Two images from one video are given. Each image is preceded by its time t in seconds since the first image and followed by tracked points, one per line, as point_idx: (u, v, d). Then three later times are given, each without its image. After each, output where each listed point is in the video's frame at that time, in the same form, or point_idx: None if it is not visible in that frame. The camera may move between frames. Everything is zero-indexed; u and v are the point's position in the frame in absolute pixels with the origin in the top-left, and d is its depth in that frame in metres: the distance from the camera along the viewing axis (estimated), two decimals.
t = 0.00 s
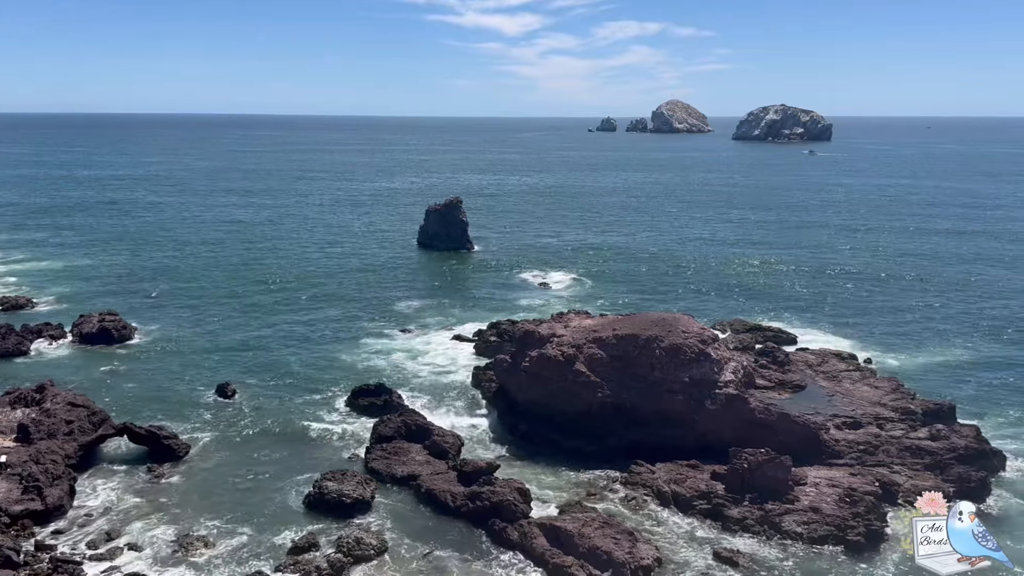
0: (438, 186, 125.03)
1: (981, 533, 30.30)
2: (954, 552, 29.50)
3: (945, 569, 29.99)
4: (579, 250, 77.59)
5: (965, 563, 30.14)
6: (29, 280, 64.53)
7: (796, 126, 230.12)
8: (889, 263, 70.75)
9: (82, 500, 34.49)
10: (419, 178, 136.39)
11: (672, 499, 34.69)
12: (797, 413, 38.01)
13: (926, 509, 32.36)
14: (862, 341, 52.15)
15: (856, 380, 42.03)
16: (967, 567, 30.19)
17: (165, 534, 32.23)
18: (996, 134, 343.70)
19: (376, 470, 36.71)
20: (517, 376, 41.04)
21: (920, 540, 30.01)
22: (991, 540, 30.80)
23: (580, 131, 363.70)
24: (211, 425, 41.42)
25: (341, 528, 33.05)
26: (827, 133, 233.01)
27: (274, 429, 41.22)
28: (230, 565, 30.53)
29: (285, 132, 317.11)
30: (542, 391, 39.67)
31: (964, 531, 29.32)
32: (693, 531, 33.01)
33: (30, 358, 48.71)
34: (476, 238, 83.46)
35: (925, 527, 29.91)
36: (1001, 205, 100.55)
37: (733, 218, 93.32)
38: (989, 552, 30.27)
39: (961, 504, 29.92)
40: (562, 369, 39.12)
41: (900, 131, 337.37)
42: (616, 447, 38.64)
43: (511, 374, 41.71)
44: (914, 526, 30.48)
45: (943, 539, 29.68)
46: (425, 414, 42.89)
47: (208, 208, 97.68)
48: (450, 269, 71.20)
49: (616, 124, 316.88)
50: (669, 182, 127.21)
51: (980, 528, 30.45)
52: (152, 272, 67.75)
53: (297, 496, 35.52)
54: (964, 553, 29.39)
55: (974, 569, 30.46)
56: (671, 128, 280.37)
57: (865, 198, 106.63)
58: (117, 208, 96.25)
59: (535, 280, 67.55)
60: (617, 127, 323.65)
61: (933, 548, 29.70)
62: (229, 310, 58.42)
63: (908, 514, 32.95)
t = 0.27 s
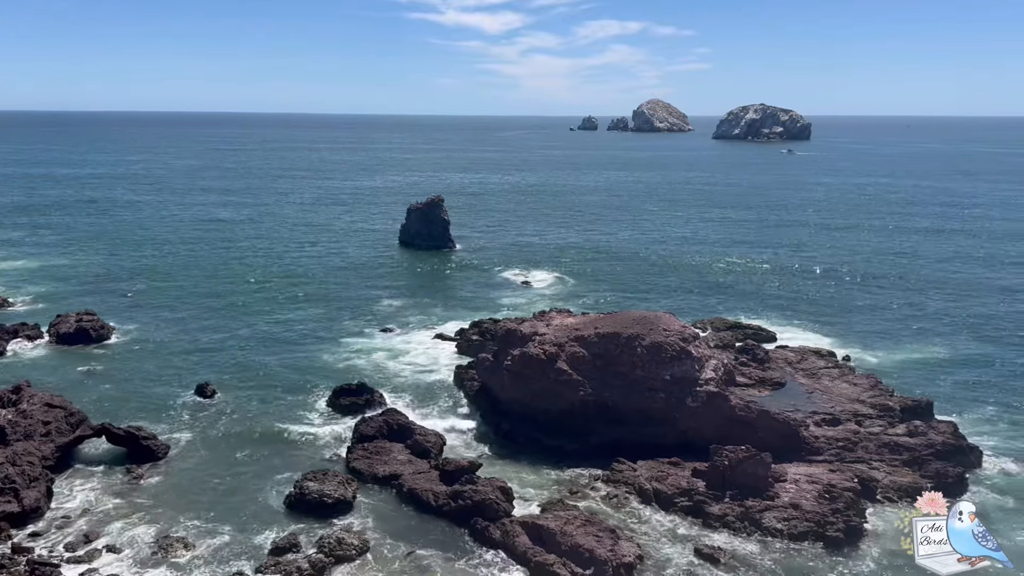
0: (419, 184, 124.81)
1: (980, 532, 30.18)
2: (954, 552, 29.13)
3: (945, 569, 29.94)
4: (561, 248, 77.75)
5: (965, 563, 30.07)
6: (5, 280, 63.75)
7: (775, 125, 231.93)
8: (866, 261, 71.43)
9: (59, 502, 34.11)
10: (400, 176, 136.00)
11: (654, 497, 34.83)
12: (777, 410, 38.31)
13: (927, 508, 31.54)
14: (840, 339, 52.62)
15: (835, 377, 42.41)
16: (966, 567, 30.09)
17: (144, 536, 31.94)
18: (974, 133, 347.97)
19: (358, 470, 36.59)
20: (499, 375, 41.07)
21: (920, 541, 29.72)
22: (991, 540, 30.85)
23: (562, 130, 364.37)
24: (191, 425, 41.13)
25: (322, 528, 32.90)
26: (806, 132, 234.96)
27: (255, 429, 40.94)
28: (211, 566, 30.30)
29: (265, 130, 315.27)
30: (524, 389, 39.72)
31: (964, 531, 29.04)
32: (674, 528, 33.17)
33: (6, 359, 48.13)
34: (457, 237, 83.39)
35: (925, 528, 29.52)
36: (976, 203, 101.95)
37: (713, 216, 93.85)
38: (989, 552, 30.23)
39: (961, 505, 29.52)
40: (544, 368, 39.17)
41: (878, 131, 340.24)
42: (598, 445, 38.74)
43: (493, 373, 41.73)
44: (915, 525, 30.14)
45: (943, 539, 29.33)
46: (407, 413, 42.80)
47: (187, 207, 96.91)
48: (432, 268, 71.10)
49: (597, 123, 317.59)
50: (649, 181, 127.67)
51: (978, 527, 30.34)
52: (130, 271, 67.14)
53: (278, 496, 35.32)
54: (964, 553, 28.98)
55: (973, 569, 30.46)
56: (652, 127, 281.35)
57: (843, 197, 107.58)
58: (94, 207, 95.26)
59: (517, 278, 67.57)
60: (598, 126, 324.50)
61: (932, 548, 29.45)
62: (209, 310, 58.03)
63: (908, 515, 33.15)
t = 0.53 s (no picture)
0: (400, 183, 124.39)
1: (980, 532, 30.90)
2: (954, 552, 30.03)
3: (945, 569, 30.56)
4: (543, 247, 77.83)
5: (965, 563, 30.62)
6: None
7: (755, 123, 233.52)
8: (844, 259, 72.07)
9: (36, 504, 33.69)
10: (381, 175, 135.50)
11: (635, 494, 34.98)
12: (757, 407, 38.60)
13: (926, 508, 31.78)
14: (819, 336, 53.07)
15: (814, 374, 42.79)
16: (966, 567, 30.66)
17: (123, 537, 31.63)
18: (951, 132, 352.17)
19: (339, 470, 36.44)
20: (481, 374, 41.06)
21: (920, 540, 30.48)
22: (991, 539, 31.26)
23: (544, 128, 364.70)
24: (170, 426, 40.78)
25: (303, 529, 32.73)
26: (785, 131, 236.74)
27: (235, 430, 40.63)
28: (190, 568, 30.05)
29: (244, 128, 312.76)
30: (505, 388, 39.74)
31: (965, 531, 29.89)
32: (656, 525, 33.33)
33: None
34: (438, 236, 83.21)
35: (926, 527, 30.19)
36: (952, 202, 103.25)
37: (694, 215, 94.29)
38: (989, 552, 30.82)
39: (961, 504, 30.40)
40: (526, 366, 39.22)
41: (857, 130, 343.16)
42: (579, 443, 38.85)
43: (474, 372, 41.71)
44: (915, 526, 30.85)
45: (943, 539, 30.09)
46: (388, 413, 42.68)
47: (165, 206, 96.00)
48: (413, 267, 70.91)
49: (578, 122, 318.00)
50: (630, 180, 128.07)
51: (979, 528, 31.09)
52: (107, 270, 66.44)
53: (258, 496, 35.10)
54: (964, 553, 29.94)
55: (972, 568, 30.64)
56: (633, 126, 282.15)
57: (822, 196, 108.40)
58: (70, 205, 94.10)
59: (499, 277, 67.54)
60: (580, 125, 325.11)
61: (933, 548, 30.24)
62: (188, 309, 57.53)
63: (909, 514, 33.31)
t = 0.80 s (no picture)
0: (380, 181, 124.06)
1: (980, 533, 31.52)
2: (954, 551, 30.65)
3: (945, 569, 30.56)
4: (525, 246, 77.95)
5: (965, 563, 30.88)
6: None
7: (735, 122, 235.19)
8: (823, 258, 72.74)
9: (12, 506, 33.30)
10: (362, 173, 134.97)
11: (617, 491, 35.16)
12: (737, 405, 38.88)
13: (927, 508, 33.17)
14: (798, 334, 53.54)
15: (793, 371, 43.16)
16: (965, 567, 30.88)
17: (101, 539, 31.31)
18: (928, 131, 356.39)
19: (319, 470, 36.30)
20: (463, 373, 41.06)
21: (920, 541, 30.83)
22: (990, 539, 31.62)
23: (525, 127, 364.49)
24: (149, 426, 40.44)
25: (284, 529, 32.58)
26: (765, 130, 238.54)
27: (215, 430, 40.38)
28: (170, 569, 29.80)
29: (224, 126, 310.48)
30: (487, 387, 39.75)
31: (965, 531, 30.86)
32: (637, 523, 33.49)
33: None
34: (420, 235, 83.06)
35: (925, 528, 30.82)
36: (928, 201, 104.60)
37: (674, 214, 94.76)
38: (988, 552, 31.13)
39: (962, 505, 31.42)
40: (507, 365, 39.26)
41: (836, 129, 346.03)
42: (561, 441, 38.95)
43: (456, 371, 41.70)
44: (914, 527, 31.46)
45: (943, 539, 30.75)
46: (369, 412, 42.58)
47: (143, 204, 95.15)
48: (394, 266, 70.75)
49: (559, 120, 318.33)
50: (611, 179, 128.47)
51: (978, 528, 31.75)
52: (84, 269, 65.76)
53: (238, 497, 34.89)
54: (964, 552, 30.61)
55: (971, 568, 30.84)
56: (614, 125, 282.87)
57: (801, 195, 109.26)
58: (46, 204, 93.02)
59: (481, 276, 67.52)
60: (561, 124, 325.65)
61: (933, 548, 30.61)
62: (167, 309, 57.09)
63: (909, 514, 33.47)
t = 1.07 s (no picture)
0: (361, 180, 123.63)
1: (980, 533, 31.53)
2: (954, 551, 30.60)
3: (945, 569, 30.55)
4: (506, 244, 77.98)
5: (965, 563, 30.89)
6: None
7: (715, 122, 236.76)
8: (802, 256, 73.32)
9: None
10: (343, 172, 134.41)
11: (599, 489, 35.26)
12: (717, 402, 39.11)
13: (927, 507, 32.78)
14: (777, 331, 53.94)
15: (773, 368, 43.47)
16: (966, 568, 30.87)
17: (78, 542, 30.95)
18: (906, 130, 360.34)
19: (300, 470, 36.12)
20: (444, 372, 41.01)
21: (920, 541, 30.88)
22: (991, 540, 31.68)
23: (507, 126, 364.50)
24: (127, 427, 40.06)
25: (264, 530, 32.37)
26: (744, 129, 240.16)
27: (194, 430, 40.08)
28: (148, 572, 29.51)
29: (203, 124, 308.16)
30: (469, 385, 39.72)
31: (965, 531, 30.81)
32: (618, 520, 33.62)
33: None
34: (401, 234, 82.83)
35: (925, 527, 30.87)
36: (904, 200, 105.82)
37: (655, 213, 95.14)
38: (989, 553, 31.17)
39: (961, 505, 31.34)
40: (489, 363, 39.25)
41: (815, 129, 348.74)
42: (542, 439, 39.00)
43: (438, 370, 41.64)
44: (914, 527, 31.55)
45: (943, 539, 30.78)
46: (350, 412, 42.43)
47: (120, 203, 94.17)
48: (375, 265, 70.51)
49: (540, 119, 318.57)
50: (592, 178, 128.74)
51: (978, 528, 31.76)
52: (60, 269, 65.01)
53: (218, 498, 34.63)
54: (964, 553, 30.54)
55: (972, 568, 30.91)
56: (595, 124, 283.48)
57: (780, 194, 110.07)
58: (20, 203, 91.80)
59: (462, 275, 67.44)
60: (543, 123, 326.02)
61: (933, 548, 30.64)
62: (145, 308, 56.56)
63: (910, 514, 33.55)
